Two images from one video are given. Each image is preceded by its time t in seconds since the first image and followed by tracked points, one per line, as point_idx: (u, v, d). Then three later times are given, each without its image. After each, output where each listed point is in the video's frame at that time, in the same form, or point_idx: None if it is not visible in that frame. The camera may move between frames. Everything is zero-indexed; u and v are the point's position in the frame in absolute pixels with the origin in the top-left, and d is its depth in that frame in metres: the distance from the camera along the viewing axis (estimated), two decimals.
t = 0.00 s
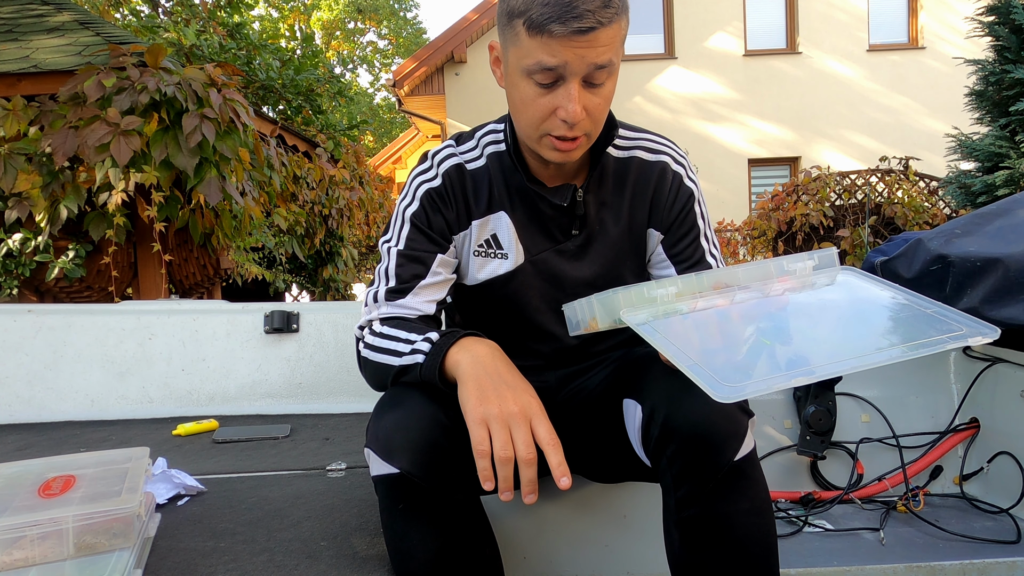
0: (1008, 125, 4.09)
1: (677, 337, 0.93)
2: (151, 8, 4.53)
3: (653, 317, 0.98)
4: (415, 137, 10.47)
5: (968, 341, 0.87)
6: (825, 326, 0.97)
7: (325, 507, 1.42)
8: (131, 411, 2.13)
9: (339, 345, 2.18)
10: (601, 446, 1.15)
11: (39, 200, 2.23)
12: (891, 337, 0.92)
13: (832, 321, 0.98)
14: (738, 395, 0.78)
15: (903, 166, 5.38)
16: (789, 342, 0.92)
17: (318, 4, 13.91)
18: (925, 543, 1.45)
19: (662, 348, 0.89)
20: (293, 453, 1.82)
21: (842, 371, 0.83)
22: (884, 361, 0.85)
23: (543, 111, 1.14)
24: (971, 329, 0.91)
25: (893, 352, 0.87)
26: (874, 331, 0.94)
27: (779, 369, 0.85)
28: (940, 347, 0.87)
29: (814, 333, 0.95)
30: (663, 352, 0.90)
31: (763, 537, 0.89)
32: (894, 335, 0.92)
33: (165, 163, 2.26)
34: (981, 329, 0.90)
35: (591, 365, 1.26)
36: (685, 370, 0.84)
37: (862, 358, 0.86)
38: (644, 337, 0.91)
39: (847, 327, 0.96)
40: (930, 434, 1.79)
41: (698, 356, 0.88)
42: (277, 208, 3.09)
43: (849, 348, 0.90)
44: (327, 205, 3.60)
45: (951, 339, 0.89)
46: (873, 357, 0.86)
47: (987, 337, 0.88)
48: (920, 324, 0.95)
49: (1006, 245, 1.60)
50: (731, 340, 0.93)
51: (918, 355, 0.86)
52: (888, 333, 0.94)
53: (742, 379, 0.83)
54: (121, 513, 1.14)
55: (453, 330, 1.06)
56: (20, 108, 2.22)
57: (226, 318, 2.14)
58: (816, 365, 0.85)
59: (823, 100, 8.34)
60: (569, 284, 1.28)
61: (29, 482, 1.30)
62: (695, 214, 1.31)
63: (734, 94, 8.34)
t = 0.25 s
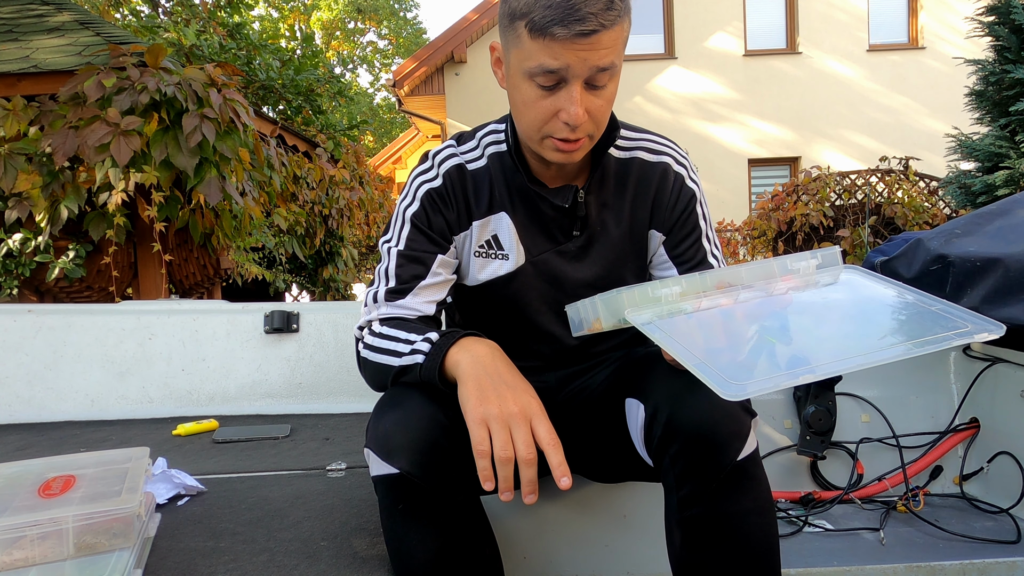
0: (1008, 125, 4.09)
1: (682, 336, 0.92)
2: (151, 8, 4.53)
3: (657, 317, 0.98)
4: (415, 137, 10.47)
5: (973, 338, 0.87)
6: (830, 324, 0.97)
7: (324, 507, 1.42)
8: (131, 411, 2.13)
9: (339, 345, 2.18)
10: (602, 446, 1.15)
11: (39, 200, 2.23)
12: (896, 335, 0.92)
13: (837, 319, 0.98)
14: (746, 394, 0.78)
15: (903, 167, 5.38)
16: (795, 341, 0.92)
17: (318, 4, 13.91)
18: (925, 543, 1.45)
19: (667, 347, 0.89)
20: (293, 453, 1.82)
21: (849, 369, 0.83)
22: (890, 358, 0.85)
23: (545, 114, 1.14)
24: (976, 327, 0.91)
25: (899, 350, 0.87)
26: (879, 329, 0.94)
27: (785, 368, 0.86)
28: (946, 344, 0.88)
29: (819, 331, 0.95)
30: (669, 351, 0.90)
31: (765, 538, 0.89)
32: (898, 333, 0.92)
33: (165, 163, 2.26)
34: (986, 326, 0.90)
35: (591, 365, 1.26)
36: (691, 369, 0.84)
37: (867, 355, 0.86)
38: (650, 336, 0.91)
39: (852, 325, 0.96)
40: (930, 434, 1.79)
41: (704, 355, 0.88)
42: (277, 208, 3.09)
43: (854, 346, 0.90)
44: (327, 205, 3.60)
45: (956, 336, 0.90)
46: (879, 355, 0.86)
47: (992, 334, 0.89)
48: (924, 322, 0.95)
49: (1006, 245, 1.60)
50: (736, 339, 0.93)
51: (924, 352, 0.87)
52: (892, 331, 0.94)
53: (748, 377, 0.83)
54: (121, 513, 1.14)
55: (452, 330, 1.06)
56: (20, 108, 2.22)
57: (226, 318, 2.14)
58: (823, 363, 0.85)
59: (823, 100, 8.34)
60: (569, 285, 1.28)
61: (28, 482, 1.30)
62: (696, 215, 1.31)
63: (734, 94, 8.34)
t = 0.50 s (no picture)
0: (1008, 125, 4.09)
1: (683, 337, 0.93)
2: (151, 8, 4.53)
3: (656, 317, 0.98)
4: (415, 137, 10.47)
5: (972, 336, 0.87)
6: (830, 323, 0.97)
7: (324, 507, 1.42)
8: (131, 411, 2.13)
9: (339, 345, 2.18)
10: (602, 446, 1.15)
11: (39, 200, 2.23)
12: (896, 333, 0.92)
13: (836, 318, 0.99)
14: (748, 394, 0.78)
15: (903, 167, 5.38)
16: (795, 339, 0.93)
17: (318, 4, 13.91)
18: (925, 543, 1.45)
19: (668, 348, 0.89)
20: (293, 453, 1.82)
21: (850, 368, 0.83)
22: (890, 356, 0.85)
23: (545, 114, 1.14)
24: (975, 325, 0.92)
25: (899, 348, 0.87)
26: (879, 327, 0.94)
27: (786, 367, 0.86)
28: (946, 342, 0.88)
29: (819, 330, 0.95)
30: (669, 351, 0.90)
31: (765, 537, 0.89)
32: (898, 331, 0.93)
33: (165, 163, 2.26)
34: (985, 324, 0.91)
35: (591, 365, 1.26)
36: (692, 370, 0.84)
37: (868, 354, 0.86)
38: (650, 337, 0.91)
39: (851, 324, 0.96)
40: (930, 434, 1.79)
41: (705, 356, 0.88)
42: (277, 208, 3.09)
43: (855, 344, 0.90)
44: (327, 205, 3.60)
45: (956, 334, 0.90)
46: (880, 353, 0.86)
47: (991, 332, 0.89)
48: (924, 320, 0.95)
49: (1006, 245, 1.60)
50: (736, 339, 0.93)
51: (924, 350, 0.87)
52: (892, 329, 0.95)
53: (750, 377, 0.83)
54: (121, 513, 1.14)
55: (453, 330, 1.06)
56: (20, 108, 2.22)
57: (226, 318, 2.14)
58: (824, 362, 0.86)
59: (823, 100, 8.34)
60: (569, 285, 1.28)
61: (29, 482, 1.30)
62: (696, 215, 1.31)
63: (734, 94, 8.34)
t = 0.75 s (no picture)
0: (1008, 125, 4.09)
1: (684, 337, 0.93)
2: (151, 8, 4.53)
3: (658, 318, 0.98)
4: (415, 137, 10.47)
5: (975, 333, 0.87)
6: (832, 321, 0.97)
7: (324, 508, 1.42)
8: (131, 411, 2.13)
9: (339, 345, 2.18)
10: (602, 446, 1.15)
11: (39, 200, 2.23)
12: (896, 330, 0.92)
13: (837, 316, 0.99)
14: (751, 393, 0.78)
15: (903, 167, 5.38)
16: (796, 338, 0.93)
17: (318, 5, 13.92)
18: (925, 543, 1.45)
19: (669, 347, 0.89)
20: (293, 453, 1.82)
21: (852, 365, 0.83)
22: (892, 354, 0.85)
23: (543, 113, 1.14)
24: (976, 322, 0.92)
25: (901, 345, 0.88)
26: (880, 326, 0.94)
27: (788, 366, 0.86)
28: (947, 338, 0.88)
29: (819, 329, 0.95)
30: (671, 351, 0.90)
31: (765, 538, 0.89)
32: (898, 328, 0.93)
33: (165, 163, 2.26)
34: (987, 322, 0.91)
35: (591, 365, 1.26)
36: (694, 369, 0.84)
37: (870, 352, 0.86)
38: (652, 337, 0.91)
39: (853, 322, 0.96)
40: (930, 434, 1.79)
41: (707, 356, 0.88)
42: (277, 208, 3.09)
43: (856, 342, 0.90)
44: (327, 205, 3.60)
45: (957, 331, 0.90)
46: (882, 351, 0.86)
47: (991, 328, 0.89)
48: (925, 317, 0.96)
49: (1006, 245, 1.60)
50: (737, 338, 0.93)
51: (925, 347, 0.87)
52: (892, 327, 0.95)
53: (752, 376, 0.83)
54: (121, 513, 1.14)
55: (453, 330, 1.06)
56: (20, 108, 2.22)
57: (227, 318, 2.14)
58: (826, 361, 0.86)
59: (823, 100, 8.34)
60: (569, 284, 1.28)
61: (29, 482, 1.30)
62: (695, 215, 1.31)
63: (734, 94, 8.34)
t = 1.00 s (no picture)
0: (1008, 125, 4.09)
1: (686, 337, 0.92)
2: (151, 8, 4.53)
3: (660, 317, 0.98)
4: (415, 137, 10.47)
5: (977, 335, 0.87)
6: (833, 323, 0.97)
7: (324, 508, 1.42)
8: (131, 411, 2.13)
9: (339, 345, 2.18)
10: (602, 446, 1.15)
11: (39, 200, 2.23)
12: (899, 333, 0.92)
13: (839, 317, 0.98)
14: (752, 395, 0.78)
15: (903, 166, 5.38)
16: (798, 340, 0.92)
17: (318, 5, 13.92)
18: (925, 543, 1.45)
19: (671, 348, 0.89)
20: (293, 453, 1.82)
21: (855, 368, 0.83)
22: (895, 356, 0.85)
23: (543, 113, 1.14)
24: (978, 325, 0.92)
25: (904, 348, 0.87)
26: (883, 328, 0.94)
27: (790, 368, 0.85)
28: (950, 342, 0.88)
29: (822, 331, 0.95)
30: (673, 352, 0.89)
31: (765, 538, 0.89)
32: (902, 331, 0.92)
33: (165, 163, 2.26)
34: (989, 324, 0.91)
35: (592, 365, 1.26)
36: (697, 370, 0.84)
37: (873, 355, 0.86)
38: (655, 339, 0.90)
39: (854, 324, 0.96)
40: (930, 434, 1.79)
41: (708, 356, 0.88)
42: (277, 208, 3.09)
43: (858, 344, 0.90)
44: (327, 205, 3.60)
45: (960, 333, 0.90)
46: (884, 354, 0.86)
47: (994, 331, 0.89)
48: (927, 320, 0.95)
49: (1006, 245, 1.60)
50: (739, 339, 0.93)
51: (928, 350, 0.87)
52: (895, 330, 0.94)
53: (754, 378, 0.83)
54: (121, 513, 1.14)
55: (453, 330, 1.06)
56: (20, 108, 2.22)
57: (227, 318, 2.13)
58: (828, 363, 0.85)
59: (823, 100, 8.34)
60: (569, 284, 1.28)
61: (29, 482, 1.30)
62: (695, 214, 1.31)
63: (734, 94, 8.34)
